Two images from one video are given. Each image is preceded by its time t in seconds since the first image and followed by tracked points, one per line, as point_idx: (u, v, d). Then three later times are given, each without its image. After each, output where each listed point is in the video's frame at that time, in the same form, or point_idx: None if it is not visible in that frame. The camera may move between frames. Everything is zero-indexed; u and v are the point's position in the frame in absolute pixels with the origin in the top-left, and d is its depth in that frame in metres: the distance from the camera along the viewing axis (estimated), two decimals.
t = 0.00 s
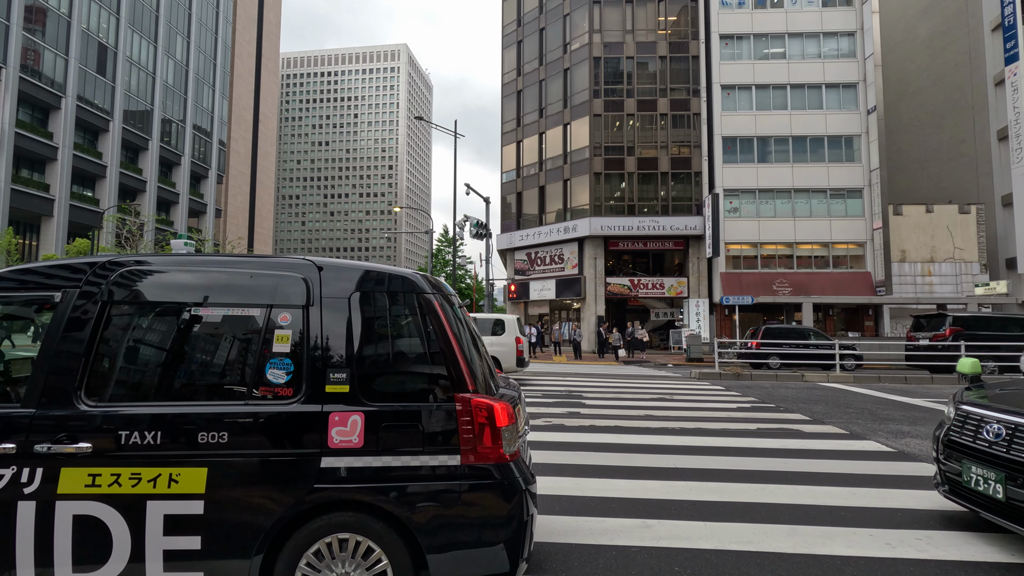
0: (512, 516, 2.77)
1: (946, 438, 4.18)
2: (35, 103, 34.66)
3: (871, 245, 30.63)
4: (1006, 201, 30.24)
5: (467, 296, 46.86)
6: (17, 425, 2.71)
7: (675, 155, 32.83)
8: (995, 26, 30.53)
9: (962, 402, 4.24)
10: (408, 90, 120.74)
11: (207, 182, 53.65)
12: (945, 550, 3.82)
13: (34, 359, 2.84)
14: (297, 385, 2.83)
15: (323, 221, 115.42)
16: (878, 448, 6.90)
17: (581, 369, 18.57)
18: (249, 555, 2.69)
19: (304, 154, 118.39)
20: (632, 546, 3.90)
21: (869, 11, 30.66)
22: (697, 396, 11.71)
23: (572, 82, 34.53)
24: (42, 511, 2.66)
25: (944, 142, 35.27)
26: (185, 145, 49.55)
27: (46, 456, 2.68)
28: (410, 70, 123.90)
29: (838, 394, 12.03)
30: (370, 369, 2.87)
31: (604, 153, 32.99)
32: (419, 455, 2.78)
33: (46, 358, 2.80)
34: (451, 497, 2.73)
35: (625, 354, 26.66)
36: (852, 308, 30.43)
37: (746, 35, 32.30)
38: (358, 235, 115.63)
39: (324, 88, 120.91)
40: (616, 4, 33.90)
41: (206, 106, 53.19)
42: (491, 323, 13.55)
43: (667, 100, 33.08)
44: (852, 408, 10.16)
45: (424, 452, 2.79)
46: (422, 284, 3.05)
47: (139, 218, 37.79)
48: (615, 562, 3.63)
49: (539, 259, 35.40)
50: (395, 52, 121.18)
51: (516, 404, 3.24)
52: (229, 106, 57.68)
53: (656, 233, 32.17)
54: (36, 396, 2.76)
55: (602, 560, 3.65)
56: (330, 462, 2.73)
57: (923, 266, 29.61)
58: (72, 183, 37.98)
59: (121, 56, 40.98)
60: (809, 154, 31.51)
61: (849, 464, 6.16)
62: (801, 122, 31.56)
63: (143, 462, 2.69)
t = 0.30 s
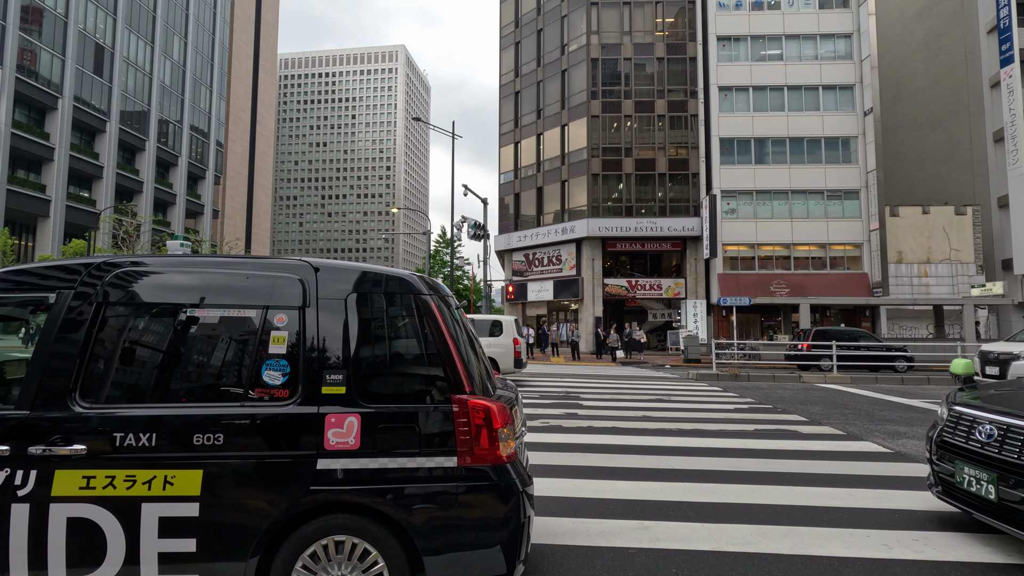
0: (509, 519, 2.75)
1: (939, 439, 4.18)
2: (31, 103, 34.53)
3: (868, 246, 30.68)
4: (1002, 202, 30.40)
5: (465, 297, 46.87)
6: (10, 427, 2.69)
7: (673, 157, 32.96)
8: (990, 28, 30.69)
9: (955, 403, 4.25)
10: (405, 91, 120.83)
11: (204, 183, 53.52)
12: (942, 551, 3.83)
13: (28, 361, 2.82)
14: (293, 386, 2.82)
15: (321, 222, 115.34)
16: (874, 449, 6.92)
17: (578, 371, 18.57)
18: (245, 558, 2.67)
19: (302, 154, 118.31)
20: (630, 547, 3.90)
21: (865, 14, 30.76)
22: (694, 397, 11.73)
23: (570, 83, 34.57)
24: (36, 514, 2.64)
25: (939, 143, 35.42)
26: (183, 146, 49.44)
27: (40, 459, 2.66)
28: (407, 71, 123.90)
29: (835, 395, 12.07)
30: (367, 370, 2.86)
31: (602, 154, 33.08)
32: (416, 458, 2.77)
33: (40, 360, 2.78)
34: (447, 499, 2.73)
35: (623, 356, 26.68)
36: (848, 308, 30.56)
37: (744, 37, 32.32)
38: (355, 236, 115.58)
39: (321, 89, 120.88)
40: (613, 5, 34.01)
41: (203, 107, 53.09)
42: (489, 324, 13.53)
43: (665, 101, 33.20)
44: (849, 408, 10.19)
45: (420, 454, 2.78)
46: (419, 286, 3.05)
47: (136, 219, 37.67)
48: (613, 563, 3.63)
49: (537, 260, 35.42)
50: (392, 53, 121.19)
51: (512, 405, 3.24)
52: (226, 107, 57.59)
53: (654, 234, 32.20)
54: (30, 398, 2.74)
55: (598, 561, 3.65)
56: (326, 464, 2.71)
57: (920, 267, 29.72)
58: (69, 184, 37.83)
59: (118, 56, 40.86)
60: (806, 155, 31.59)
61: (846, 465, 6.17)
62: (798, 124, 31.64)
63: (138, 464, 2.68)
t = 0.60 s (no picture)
0: (507, 520, 2.75)
1: (934, 440, 4.18)
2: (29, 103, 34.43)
3: (867, 246, 30.70)
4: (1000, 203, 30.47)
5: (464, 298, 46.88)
6: (6, 427, 2.68)
7: (672, 157, 33.00)
8: (988, 29, 30.78)
9: (949, 403, 4.25)
10: (404, 92, 120.90)
11: (203, 183, 53.43)
12: (939, 551, 3.84)
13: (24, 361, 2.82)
14: (290, 387, 2.82)
15: (320, 222, 115.30)
16: (873, 449, 6.93)
17: (578, 371, 18.57)
18: (241, 559, 2.67)
19: (301, 155, 118.35)
20: (628, 547, 3.90)
21: (864, 14, 30.79)
22: (693, 397, 11.74)
23: (570, 84, 34.58)
24: (32, 514, 2.64)
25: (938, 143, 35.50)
26: (182, 146, 49.39)
27: (36, 460, 2.66)
28: (406, 71, 123.84)
29: (834, 395, 12.09)
30: (364, 370, 2.86)
31: (601, 155, 33.13)
32: (413, 458, 2.77)
33: (35, 361, 2.77)
34: (445, 500, 2.73)
35: (622, 356, 26.67)
36: (846, 308, 30.56)
37: (743, 37, 32.31)
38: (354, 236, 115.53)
39: (321, 89, 120.86)
40: (613, 6, 34.02)
41: (202, 107, 53.05)
42: (488, 324, 13.50)
43: (664, 102, 33.24)
44: (848, 409, 10.20)
45: (417, 455, 2.77)
46: (417, 286, 3.05)
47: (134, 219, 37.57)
48: (612, 563, 3.63)
49: (537, 261, 35.39)
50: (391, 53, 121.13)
51: (510, 405, 3.23)
52: (225, 107, 57.59)
53: (653, 235, 32.19)
54: (26, 398, 2.73)
55: (598, 561, 3.65)
56: (323, 464, 2.71)
57: (918, 267, 29.75)
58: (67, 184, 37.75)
59: (117, 56, 40.79)
60: (805, 155, 31.62)
61: (845, 465, 6.17)
62: (797, 124, 31.65)
63: (134, 465, 2.67)
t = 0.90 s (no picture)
0: (496, 521, 2.75)
1: (929, 439, 4.18)
2: (30, 103, 34.43)
3: (867, 246, 30.70)
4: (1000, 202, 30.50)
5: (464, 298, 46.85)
6: None
7: (672, 157, 33.00)
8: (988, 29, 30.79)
9: (945, 402, 4.24)
10: (404, 91, 120.95)
11: (203, 183, 53.40)
12: (939, 551, 3.84)
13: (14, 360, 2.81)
14: (280, 387, 2.82)
15: (320, 222, 115.34)
16: (874, 449, 6.92)
17: (578, 371, 18.52)
18: (229, 559, 2.66)
19: (301, 154, 118.42)
20: (628, 547, 3.89)
21: (864, 14, 30.79)
22: (694, 396, 11.72)
23: (569, 84, 34.58)
24: (19, 516, 2.63)
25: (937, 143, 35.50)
26: (182, 145, 49.37)
27: (24, 460, 2.65)
28: (406, 70, 123.75)
29: (834, 395, 12.08)
30: (354, 371, 2.85)
31: (601, 154, 33.12)
32: (402, 459, 2.77)
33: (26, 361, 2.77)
34: (434, 500, 2.72)
35: (622, 356, 26.62)
36: (846, 308, 30.54)
37: (743, 37, 32.30)
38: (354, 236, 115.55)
39: (320, 89, 120.89)
40: (613, 5, 34.00)
41: (202, 106, 53.05)
42: (487, 324, 13.43)
43: (664, 101, 33.25)
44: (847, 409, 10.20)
45: (407, 455, 2.77)
46: (408, 286, 3.04)
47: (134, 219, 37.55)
48: (609, 563, 3.63)
49: (537, 260, 35.38)
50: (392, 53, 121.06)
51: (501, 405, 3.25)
52: (225, 107, 57.61)
53: (653, 234, 32.18)
54: (15, 398, 2.73)
55: (595, 561, 3.64)
56: (312, 465, 2.71)
57: (918, 267, 29.73)
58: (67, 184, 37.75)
59: (117, 56, 40.79)
60: (805, 155, 31.62)
61: (845, 465, 6.17)
62: (797, 124, 31.66)
63: (124, 465, 2.67)
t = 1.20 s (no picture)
0: (476, 520, 2.75)
1: (923, 439, 4.18)
2: (30, 102, 34.40)
3: (868, 245, 30.66)
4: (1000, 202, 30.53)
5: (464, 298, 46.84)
6: None
7: (672, 156, 32.98)
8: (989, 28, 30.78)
9: (939, 401, 4.26)
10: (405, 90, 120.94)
11: (203, 182, 53.37)
12: (940, 550, 3.83)
13: None
14: (259, 386, 2.82)
15: (320, 221, 115.36)
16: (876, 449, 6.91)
17: (578, 370, 18.48)
18: (207, 559, 2.67)
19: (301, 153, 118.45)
20: (628, 546, 3.89)
21: (865, 13, 30.76)
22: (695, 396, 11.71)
23: (569, 83, 34.57)
24: None
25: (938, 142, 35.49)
26: (182, 145, 49.35)
27: None
28: (406, 70, 123.69)
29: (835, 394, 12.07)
30: (333, 371, 2.85)
31: (601, 154, 33.09)
32: (384, 457, 2.77)
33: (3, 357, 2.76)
34: (412, 500, 2.72)
35: (622, 356, 26.56)
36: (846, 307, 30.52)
37: (743, 36, 32.28)
38: (354, 235, 115.60)
39: (320, 88, 120.87)
40: (613, 5, 33.97)
41: (202, 105, 53.04)
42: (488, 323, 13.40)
43: (664, 100, 33.23)
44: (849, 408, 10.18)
45: (386, 454, 2.77)
46: (390, 283, 3.03)
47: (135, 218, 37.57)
48: (611, 563, 3.61)
49: (537, 260, 35.40)
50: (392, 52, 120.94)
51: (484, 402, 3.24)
52: (225, 106, 57.62)
53: (654, 234, 32.17)
54: None
55: (598, 561, 3.64)
56: (291, 463, 2.71)
57: (919, 266, 29.71)
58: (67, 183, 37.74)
59: (117, 55, 40.76)
60: (806, 154, 31.60)
61: (846, 465, 6.16)
62: (797, 123, 31.63)
63: (100, 463, 2.67)
